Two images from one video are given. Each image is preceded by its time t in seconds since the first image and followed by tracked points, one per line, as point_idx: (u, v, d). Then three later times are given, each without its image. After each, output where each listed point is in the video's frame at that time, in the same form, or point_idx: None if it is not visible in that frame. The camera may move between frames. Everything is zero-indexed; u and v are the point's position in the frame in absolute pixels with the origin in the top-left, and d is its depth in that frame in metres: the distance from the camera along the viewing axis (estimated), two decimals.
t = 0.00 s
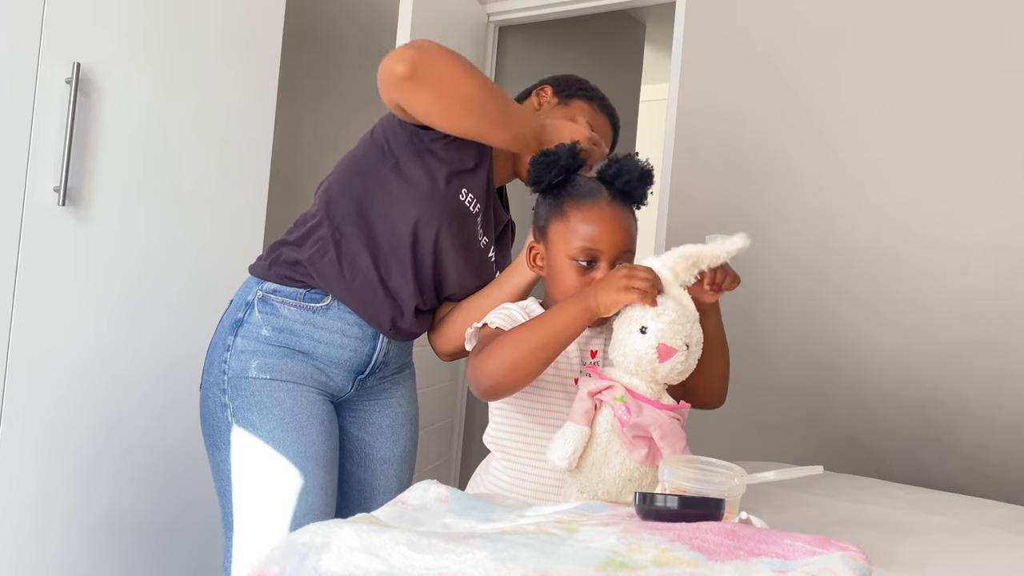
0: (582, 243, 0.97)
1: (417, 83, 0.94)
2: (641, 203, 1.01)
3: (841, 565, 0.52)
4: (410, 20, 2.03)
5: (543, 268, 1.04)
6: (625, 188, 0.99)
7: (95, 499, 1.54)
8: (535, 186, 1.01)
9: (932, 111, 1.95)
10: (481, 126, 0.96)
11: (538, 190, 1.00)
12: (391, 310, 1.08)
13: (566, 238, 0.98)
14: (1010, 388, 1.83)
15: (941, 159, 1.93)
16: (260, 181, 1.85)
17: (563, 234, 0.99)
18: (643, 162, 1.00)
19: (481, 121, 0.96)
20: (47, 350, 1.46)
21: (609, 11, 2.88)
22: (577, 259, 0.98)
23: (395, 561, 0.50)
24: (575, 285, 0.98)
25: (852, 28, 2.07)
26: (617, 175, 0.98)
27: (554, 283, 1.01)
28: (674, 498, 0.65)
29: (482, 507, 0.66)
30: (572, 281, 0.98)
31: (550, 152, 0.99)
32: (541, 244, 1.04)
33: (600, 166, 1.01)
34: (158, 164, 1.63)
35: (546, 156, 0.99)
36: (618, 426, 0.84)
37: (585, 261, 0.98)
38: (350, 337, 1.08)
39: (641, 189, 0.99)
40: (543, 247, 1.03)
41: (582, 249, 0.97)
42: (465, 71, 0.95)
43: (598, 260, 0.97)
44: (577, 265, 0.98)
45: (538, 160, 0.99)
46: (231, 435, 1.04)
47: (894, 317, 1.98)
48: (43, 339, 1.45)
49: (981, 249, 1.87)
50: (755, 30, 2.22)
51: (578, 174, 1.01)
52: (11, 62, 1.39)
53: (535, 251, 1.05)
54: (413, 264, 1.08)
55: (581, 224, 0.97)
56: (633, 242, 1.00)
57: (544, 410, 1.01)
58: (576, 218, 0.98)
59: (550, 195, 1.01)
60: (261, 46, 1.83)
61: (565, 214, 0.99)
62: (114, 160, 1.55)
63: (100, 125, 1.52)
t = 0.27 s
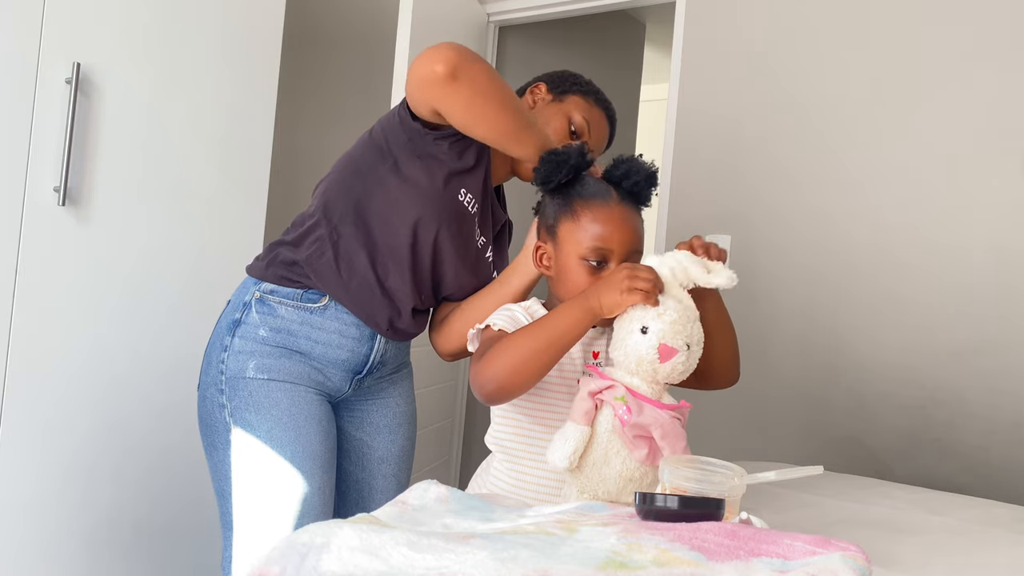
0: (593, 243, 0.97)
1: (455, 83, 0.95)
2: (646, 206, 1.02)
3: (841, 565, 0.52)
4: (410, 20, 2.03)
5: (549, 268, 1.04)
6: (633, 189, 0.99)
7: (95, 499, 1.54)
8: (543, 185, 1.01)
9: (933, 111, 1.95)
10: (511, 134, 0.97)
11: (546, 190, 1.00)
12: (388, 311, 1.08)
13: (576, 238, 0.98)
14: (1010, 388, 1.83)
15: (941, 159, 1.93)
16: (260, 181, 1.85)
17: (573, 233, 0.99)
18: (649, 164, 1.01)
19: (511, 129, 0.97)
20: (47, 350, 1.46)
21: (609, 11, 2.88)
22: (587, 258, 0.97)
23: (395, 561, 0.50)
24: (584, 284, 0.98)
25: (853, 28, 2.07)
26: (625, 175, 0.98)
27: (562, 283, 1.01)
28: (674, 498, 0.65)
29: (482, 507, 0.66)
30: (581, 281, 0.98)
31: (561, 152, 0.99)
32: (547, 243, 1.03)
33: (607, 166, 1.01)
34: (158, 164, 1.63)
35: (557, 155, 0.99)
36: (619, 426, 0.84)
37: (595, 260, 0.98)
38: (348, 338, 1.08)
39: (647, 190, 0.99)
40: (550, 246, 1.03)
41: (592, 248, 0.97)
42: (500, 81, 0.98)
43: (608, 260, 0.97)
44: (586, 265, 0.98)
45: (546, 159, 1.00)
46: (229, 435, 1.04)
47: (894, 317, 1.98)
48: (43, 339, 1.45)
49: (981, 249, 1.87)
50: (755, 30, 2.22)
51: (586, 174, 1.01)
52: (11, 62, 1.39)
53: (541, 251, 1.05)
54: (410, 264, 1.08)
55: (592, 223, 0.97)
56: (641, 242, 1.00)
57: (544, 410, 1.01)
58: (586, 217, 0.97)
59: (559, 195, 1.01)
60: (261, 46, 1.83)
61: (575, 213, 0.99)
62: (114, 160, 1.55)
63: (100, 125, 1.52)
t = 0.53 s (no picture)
0: (592, 242, 0.97)
1: (458, 65, 0.95)
2: (647, 208, 1.01)
3: (841, 565, 0.52)
4: (410, 20, 2.03)
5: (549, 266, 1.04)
6: (634, 190, 0.99)
7: (95, 499, 1.54)
8: (543, 183, 1.01)
9: (933, 111, 1.95)
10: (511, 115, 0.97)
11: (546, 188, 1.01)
12: (390, 310, 1.08)
13: (576, 236, 0.98)
14: (1010, 388, 1.83)
15: (942, 159, 1.93)
16: (260, 181, 1.85)
17: (572, 231, 0.99)
18: (651, 166, 1.01)
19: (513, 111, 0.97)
20: (48, 350, 1.46)
21: (609, 11, 2.88)
22: (586, 257, 0.98)
23: (396, 561, 0.50)
24: (582, 282, 0.99)
25: (853, 28, 2.07)
26: (626, 176, 0.98)
27: (560, 280, 1.01)
28: (674, 498, 0.65)
29: (482, 507, 0.66)
30: (580, 279, 0.99)
31: (561, 150, 1.00)
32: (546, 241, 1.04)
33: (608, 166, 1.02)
34: (158, 164, 1.63)
35: (557, 154, 0.99)
36: (618, 421, 0.84)
37: (595, 259, 0.98)
38: (349, 338, 1.08)
39: (648, 193, 0.99)
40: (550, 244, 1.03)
41: (592, 247, 0.97)
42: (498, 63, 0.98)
43: (607, 258, 0.98)
44: (585, 263, 0.98)
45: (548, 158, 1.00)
46: (230, 435, 1.04)
47: (894, 317, 1.98)
48: (42, 339, 1.45)
49: (980, 249, 1.87)
50: (755, 30, 2.22)
51: (588, 173, 1.01)
52: (11, 62, 1.39)
53: (540, 249, 1.05)
54: (412, 264, 1.08)
55: (592, 222, 0.97)
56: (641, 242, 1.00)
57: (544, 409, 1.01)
58: (586, 216, 0.98)
59: (559, 193, 1.01)
60: (261, 46, 1.83)
61: (575, 211, 0.99)
62: (114, 160, 1.55)
63: (100, 124, 1.52)
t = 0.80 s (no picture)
0: (588, 239, 0.97)
1: (492, 66, 0.94)
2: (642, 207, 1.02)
3: (841, 566, 0.52)
4: (411, 20, 2.04)
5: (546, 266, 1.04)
6: (629, 189, 0.99)
7: (95, 499, 1.54)
8: (539, 185, 1.02)
9: (933, 111, 1.95)
10: (535, 119, 0.98)
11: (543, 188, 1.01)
12: (391, 310, 1.08)
13: (571, 234, 0.98)
14: (1010, 388, 1.83)
15: (942, 159, 1.93)
16: (260, 181, 1.85)
17: (567, 230, 0.99)
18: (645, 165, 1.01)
19: (537, 115, 0.98)
20: (48, 350, 1.46)
21: (609, 11, 2.88)
22: (582, 255, 0.98)
23: (396, 561, 0.50)
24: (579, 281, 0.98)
25: (853, 28, 2.07)
26: (620, 174, 0.99)
27: (557, 279, 1.01)
28: (674, 498, 0.65)
29: (482, 507, 0.66)
30: (577, 278, 0.98)
31: (556, 151, 1.00)
32: (543, 241, 1.04)
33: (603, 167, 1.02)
34: (158, 163, 1.63)
35: (552, 155, 1.00)
36: (617, 421, 0.84)
37: (591, 257, 0.98)
38: (349, 338, 1.08)
39: (644, 191, 0.99)
40: (547, 244, 1.03)
41: (587, 245, 0.97)
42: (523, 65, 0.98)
43: (603, 257, 0.97)
44: (581, 262, 0.98)
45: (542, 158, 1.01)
46: (231, 435, 1.04)
47: (894, 317, 1.98)
48: (42, 339, 1.45)
49: (981, 249, 1.87)
50: (755, 30, 2.22)
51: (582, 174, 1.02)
52: (11, 62, 1.39)
53: (536, 250, 1.05)
54: (413, 264, 1.08)
55: (586, 220, 0.97)
56: (637, 241, 1.00)
57: (544, 409, 1.01)
58: (580, 214, 0.98)
59: (554, 193, 1.01)
60: (261, 45, 1.83)
61: (569, 210, 0.99)
62: (114, 160, 1.55)
63: (100, 124, 1.52)
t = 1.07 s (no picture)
0: (596, 241, 0.97)
1: (495, 65, 0.94)
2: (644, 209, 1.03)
3: (841, 565, 0.52)
4: (411, 20, 2.04)
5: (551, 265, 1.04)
6: (634, 192, 1.00)
7: (95, 499, 1.54)
8: (547, 184, 1.01)
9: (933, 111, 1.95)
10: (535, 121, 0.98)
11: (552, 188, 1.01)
12: (391, 310, 1.08)
13: (579, 234, 0.98)
14: (1010, 389, 1.83)
15: (942, 159, 1.93)
16: (260, 181, 1.85)
17: (576, 230, 0.99)
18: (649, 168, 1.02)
19: (537, 118, 0.98)
20: (48, 350, 1.46)
21: (609, 11, 2.88)
22: (590, 256, 0.98)
23: (396, 561, 0.50)
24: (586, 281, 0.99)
25: (853, 28, 2.07)
26: (627, 178, 0.99)
27: (563, 278, 1.01)
28: (674, 498, 0.65)
29: (482, 507, 0.66)
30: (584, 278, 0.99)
31: (566, 151, 1.00)
32: (548, 240, 1.04)
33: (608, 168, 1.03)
34: (157, 163, 1.63)
35: (563, 155, 1.00)
36: (637, 407, 0.87)
37: (598, 257, 0.98)
38: (349, 338, 1.08)
39: (648, 195, 1.01)
40: (552, 244, 1.03)
41: (596, 246, 0.97)
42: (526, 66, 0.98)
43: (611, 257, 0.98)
44: (588, 262, 0.98)
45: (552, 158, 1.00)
46: (232, 435, 1.04)
47: (894, 317, 1.98)
48: (42, 339, 1.45)
49: (981, 250, 1.87)
50: (755, 30, 2.22)
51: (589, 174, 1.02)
52: (10, 62, 1.39)
53: (541, 248, 1.05)
54: (413, 264, 1.08)
55: (595, 223, 0.97)
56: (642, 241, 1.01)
57: (545, 408, 1.02)
58: (589, 216, 0.98)
59: (562, 193, 1.01)
60: (261, 45, 1.83)
61: (579, 211, 0.99)
62: (113, 160, 1.55)
63: (100, 124, 1.52)
